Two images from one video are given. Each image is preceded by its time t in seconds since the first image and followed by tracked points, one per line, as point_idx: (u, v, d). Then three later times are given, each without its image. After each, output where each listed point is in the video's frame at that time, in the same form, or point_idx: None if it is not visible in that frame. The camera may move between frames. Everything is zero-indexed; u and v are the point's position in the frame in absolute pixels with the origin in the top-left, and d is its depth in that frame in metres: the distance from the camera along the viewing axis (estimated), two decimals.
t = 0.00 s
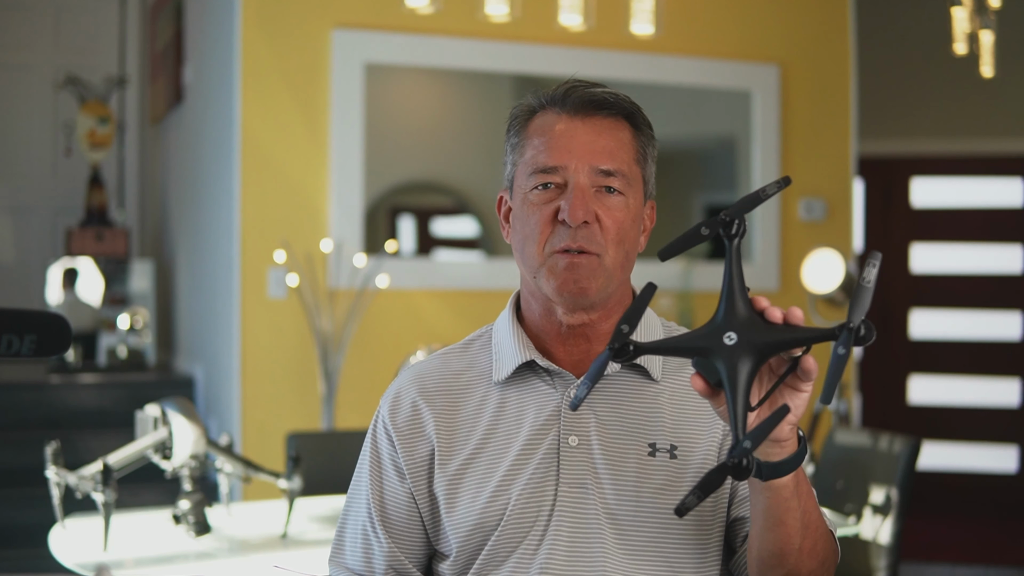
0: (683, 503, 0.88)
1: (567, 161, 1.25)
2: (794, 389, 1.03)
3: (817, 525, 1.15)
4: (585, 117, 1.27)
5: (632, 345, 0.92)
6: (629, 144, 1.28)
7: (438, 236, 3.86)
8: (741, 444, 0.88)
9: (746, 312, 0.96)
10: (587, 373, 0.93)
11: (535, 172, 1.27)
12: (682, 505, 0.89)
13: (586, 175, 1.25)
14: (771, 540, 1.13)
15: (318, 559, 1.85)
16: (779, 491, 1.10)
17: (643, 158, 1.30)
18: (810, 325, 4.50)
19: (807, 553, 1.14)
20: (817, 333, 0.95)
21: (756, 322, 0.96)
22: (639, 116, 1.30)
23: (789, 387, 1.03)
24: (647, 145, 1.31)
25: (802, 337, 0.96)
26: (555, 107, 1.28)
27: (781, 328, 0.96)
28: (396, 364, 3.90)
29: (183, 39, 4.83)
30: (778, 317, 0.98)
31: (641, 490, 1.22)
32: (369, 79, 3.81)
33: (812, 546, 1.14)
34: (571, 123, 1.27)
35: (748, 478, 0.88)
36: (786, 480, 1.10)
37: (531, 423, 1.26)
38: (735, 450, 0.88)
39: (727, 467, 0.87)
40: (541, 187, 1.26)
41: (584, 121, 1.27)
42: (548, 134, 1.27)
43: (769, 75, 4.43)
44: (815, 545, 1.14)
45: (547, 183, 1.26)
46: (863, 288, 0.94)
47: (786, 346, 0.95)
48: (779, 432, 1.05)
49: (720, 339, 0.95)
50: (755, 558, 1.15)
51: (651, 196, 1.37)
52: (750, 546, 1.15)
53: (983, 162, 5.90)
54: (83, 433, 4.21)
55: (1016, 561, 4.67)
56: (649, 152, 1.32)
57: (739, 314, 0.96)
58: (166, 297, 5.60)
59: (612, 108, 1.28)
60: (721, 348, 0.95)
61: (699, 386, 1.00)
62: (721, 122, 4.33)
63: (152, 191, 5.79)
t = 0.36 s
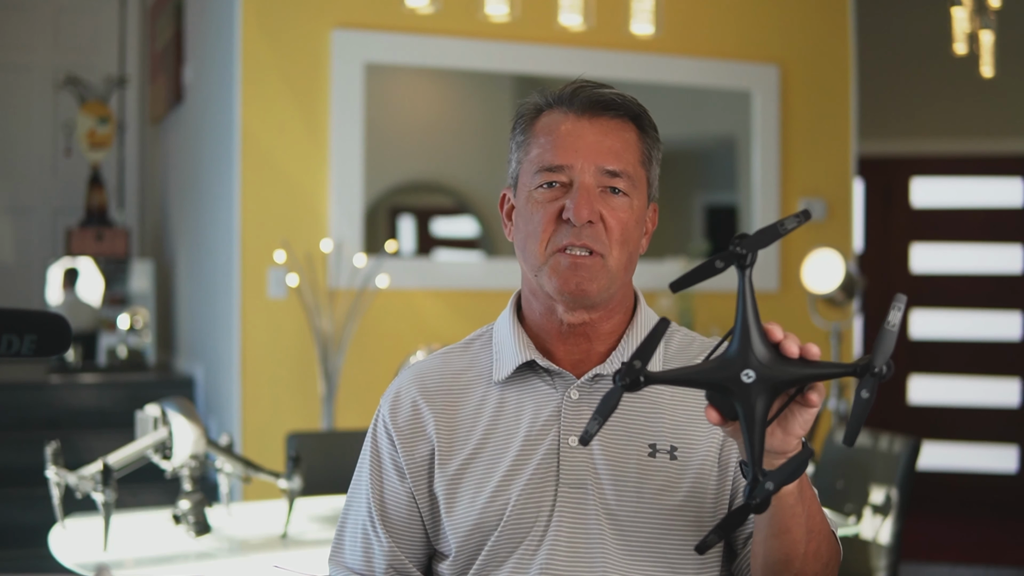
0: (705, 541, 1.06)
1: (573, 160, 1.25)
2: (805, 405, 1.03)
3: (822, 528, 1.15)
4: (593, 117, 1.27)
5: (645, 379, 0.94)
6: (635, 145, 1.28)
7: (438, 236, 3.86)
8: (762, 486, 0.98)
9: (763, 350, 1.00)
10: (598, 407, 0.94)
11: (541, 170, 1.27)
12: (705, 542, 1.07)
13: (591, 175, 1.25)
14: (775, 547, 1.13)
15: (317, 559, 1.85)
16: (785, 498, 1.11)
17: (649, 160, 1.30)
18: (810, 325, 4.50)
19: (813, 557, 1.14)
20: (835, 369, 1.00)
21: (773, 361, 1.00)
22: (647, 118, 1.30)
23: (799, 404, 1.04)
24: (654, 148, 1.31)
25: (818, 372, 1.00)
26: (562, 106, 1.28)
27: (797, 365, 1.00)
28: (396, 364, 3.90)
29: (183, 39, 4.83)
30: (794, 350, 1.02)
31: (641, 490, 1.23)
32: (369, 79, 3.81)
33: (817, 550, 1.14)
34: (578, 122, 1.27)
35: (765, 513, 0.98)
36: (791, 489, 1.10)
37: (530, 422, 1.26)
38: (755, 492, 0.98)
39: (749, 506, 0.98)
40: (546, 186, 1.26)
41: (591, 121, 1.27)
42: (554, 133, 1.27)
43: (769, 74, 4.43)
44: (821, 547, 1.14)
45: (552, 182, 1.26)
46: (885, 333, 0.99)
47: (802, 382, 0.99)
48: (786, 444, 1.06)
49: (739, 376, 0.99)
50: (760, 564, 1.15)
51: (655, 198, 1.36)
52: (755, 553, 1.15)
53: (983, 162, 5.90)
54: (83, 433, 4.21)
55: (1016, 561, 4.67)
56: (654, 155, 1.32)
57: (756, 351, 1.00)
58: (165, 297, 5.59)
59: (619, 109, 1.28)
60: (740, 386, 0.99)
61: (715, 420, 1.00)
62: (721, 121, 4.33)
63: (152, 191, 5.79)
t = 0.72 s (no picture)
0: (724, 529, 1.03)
1: (579, 160, 1.25)
2: (810, 395, 1.04)
3: (826, 524, 1.15)
4: (599, 118, 1.27)
5: (651, 372, 0.95)
6: (640, 146, 1.28)
7: (438, 236, 3.86)
8: (777, 470, 0.96)
9: (767, 336, 1.00)
10: (607, 402, 0.94)
11: (546, 170, 1.27)
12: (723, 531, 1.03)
13: (597, 176, 1.25)
14: (781, 543, 1.13)
15: (317, 559, 1.85)
16: (790, 492, 1.10)
17: (653, 162, 1.30)
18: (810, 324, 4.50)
19: (817, 552, 1.14)
20: (838, 350, 1.00)
21: (778, 345, 1.00)
22: (651, 119, 1.30)
23: (804, 394, 1.04)
24: (658, 149, 1.31)
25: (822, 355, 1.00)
26: (568, 106, 1.28)
27: (802, 349, 1.00)
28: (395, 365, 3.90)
29: (183, 39, 4.83)
30: (797, 334, 1.03)
31: (642, 490, 1.22)
32: (369, 79, 3.81)
33: (821, 546, 1.14)
34: (584, 122, 1.27)
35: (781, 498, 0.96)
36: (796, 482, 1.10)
37: (531, 423, 1.25)
38: (769, 476, 0.96)
39: (764, 492, 0.96)
40: (551, 186, 1.26)
41: (597, 122, 1.27)
42: (560, 133, 1.27)
43: (769, 74, 4.43)
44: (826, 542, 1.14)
45: (557, 182, 1.26)
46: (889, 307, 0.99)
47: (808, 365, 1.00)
48: (790, 436, 1.06)
49: (746, 362, 0.99)
50: (765, 561, 1.15)
51: (656, 200, 1.37)
52: (759, 548, 1.15)
53: (983, 162, 5.90)
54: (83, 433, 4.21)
55: (1016, 561, 4.67)
56: (658, 156, 1.32)
57: (759, 337, 1.00)
58: (166, 296, 5.59)
59: (625, 110, 1.28)
60: (747, 372, 0.98)
61: (723, 408, 1.00)
62: (721, 121, 4.33)
63: (152, 191, 5.79)
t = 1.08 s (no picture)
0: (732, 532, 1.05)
1: (581, 161, 1.25)
2: (811, 397, 1.04)
3: (827, 523, 1.15)
4: (601, 118, 1.27)
5: (652, 380, 0.94)
6: (642, 147, 1.28)
7: (438, 236, 3.86)
8: (782, 474, 0.97)
9: (768, 339, 1.00)
10: (609, 413, 0.94)
11: (548, 171, 1.27)
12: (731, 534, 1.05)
13: (599, 177, 1.25)
14: (783, 543, 1.12)
15: (317, 559, 1.85)
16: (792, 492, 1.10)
17: (654, 161, 1.30)
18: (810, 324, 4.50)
19: (818, 551, 1.14)
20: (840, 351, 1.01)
21: (779, 349, 1.00)
22: (653, 119, 1.30)
23: (806, 396, 1.04)
24: (659, 149, 1.31)
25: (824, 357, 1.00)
26: (569, 106, 1.28)
27: (803, 351, 1.00)
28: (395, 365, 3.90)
29: (183, 39, 4.83)
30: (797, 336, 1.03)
31: (642, 490, 1.22)
32: (369, 79, 3.81)
33: (822, 544, 1.14)
34: (586, 123, 1.27)
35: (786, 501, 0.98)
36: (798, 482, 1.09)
37: (531, 423, 1.26)
38: (775, 481, 0.97)
39: (770, 495, 0.97)
40: (553, 186, 1.26)
41: (599, 122, 1.27)
42: (563, 132, 1.27)
43: (769, 74, 4.43)
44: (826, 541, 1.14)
45: (559, 182, 1.26)
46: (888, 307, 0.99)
47: (809, 367, 1.00)
48: (792, 438, 1.06)
49: (748, 367, 0.99)
50: (768, 561, 1.15)
51: (657, 200, 1.37)
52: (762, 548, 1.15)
53: (983, 162, 5.90)
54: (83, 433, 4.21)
55: (1016, 561, 4.67)
56: (659, 156, 1.32)
57: (760, 341, 1.00)
58: (166, 296, 5.59)
59: (627, 110, 1.28)
60: (750, 377, 0.98)
61: (726, 414, 1.00)
62: (721, 121, 4.33)
63: (152, 191, 5.79)
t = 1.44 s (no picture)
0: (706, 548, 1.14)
1: (575, 162, 1.25)
2: (790, 399, 1.02)
3: (819, 521, 1.15)
4: (594, 118, 1.27)
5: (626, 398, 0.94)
6: (636, 145, 1.28)
7: (438, 236, 3.86)
8: (758, 487, 0.98)
9: (741, 352, 0.99)
10: (585, 428, 0.95)
11: (542, 173, 1.26)
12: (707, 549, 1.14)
13: (593, 177, 1.25)
14: (773, 543, 1.13)
15: (318, 559, 1.84)
16: (778, 493, 1.10)
17: (649, 160, 1.30)
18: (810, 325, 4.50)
19: (810, 549, 1.14)
20: (815, 362, 0.99)
21: (751, 361, 0.99)
22: (647, 118, 1.29)
23: (784, 399, 1.03)
24: (653, 147, 1.31)
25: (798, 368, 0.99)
26: (562, 107, 1.28)
27: (777, 363, 0.99)
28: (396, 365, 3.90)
29: (183, 39, 4.83)
30: (769, 346, 1.01)
31: (642, 490, 1.22)
32: (369, 79, 3.81)
33: (815, 543, 1.14)
34: (579, 123, 1.27)
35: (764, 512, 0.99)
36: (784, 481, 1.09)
37: (531, 423, 1.25)
38: (752, 494, 0.98)
39: (747, 508, 0.99)
40: (548, 188, 1.26)
41: (593, 122, 1.27)
42: (556, 134, 1.27)
43: (769, 74, 4.43)
44: (818, 539, 1.14)
45: (554, 184, 1.26)
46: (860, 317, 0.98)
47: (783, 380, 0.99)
48: (774, 439, 1.04)
49: (720, 381, 0.98)
50: (760, 561, 1.15)
51: (654, 197, 1.36)
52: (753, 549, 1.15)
53: (983, 162, 5.90)
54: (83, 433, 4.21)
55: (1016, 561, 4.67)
56: (654, 154, 1.32)
57: (734, 353, 0.99)
58: (166, 296, 5.59)
59: (620, 109, 1.28)
60: (722, 391, 0.98)
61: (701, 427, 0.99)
62: (720, 121, 4.33)
63: (152, 191, 5.79)
